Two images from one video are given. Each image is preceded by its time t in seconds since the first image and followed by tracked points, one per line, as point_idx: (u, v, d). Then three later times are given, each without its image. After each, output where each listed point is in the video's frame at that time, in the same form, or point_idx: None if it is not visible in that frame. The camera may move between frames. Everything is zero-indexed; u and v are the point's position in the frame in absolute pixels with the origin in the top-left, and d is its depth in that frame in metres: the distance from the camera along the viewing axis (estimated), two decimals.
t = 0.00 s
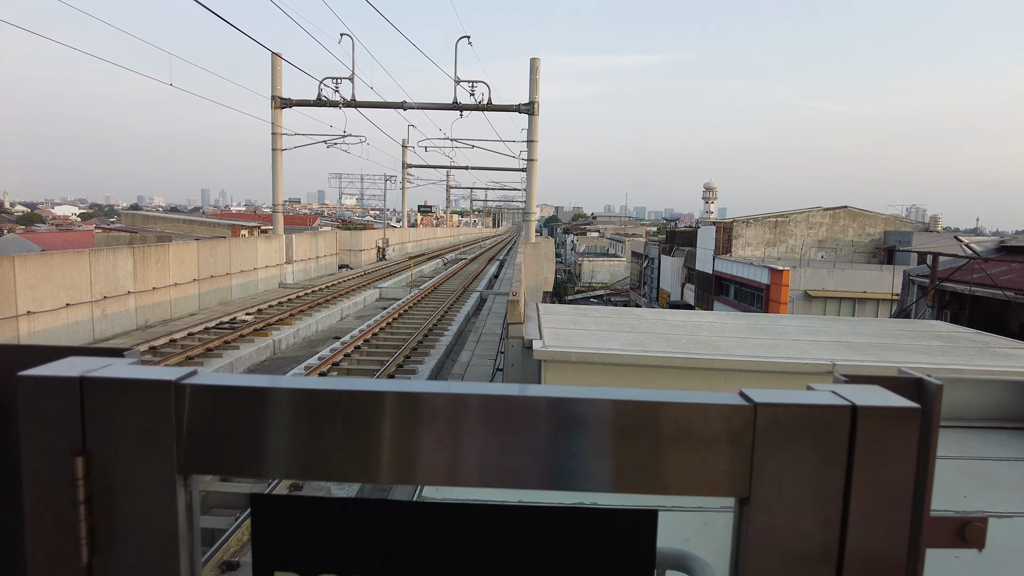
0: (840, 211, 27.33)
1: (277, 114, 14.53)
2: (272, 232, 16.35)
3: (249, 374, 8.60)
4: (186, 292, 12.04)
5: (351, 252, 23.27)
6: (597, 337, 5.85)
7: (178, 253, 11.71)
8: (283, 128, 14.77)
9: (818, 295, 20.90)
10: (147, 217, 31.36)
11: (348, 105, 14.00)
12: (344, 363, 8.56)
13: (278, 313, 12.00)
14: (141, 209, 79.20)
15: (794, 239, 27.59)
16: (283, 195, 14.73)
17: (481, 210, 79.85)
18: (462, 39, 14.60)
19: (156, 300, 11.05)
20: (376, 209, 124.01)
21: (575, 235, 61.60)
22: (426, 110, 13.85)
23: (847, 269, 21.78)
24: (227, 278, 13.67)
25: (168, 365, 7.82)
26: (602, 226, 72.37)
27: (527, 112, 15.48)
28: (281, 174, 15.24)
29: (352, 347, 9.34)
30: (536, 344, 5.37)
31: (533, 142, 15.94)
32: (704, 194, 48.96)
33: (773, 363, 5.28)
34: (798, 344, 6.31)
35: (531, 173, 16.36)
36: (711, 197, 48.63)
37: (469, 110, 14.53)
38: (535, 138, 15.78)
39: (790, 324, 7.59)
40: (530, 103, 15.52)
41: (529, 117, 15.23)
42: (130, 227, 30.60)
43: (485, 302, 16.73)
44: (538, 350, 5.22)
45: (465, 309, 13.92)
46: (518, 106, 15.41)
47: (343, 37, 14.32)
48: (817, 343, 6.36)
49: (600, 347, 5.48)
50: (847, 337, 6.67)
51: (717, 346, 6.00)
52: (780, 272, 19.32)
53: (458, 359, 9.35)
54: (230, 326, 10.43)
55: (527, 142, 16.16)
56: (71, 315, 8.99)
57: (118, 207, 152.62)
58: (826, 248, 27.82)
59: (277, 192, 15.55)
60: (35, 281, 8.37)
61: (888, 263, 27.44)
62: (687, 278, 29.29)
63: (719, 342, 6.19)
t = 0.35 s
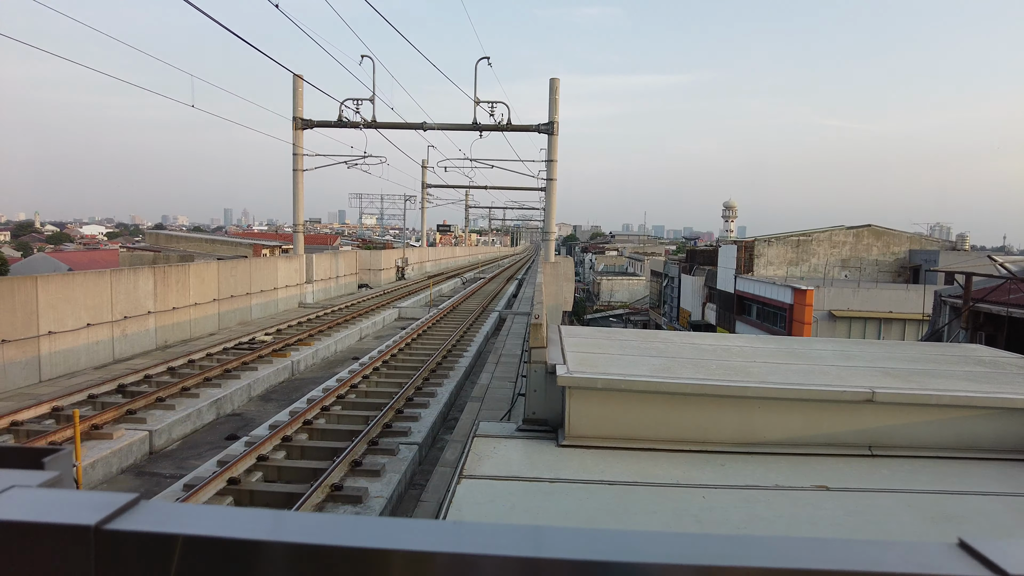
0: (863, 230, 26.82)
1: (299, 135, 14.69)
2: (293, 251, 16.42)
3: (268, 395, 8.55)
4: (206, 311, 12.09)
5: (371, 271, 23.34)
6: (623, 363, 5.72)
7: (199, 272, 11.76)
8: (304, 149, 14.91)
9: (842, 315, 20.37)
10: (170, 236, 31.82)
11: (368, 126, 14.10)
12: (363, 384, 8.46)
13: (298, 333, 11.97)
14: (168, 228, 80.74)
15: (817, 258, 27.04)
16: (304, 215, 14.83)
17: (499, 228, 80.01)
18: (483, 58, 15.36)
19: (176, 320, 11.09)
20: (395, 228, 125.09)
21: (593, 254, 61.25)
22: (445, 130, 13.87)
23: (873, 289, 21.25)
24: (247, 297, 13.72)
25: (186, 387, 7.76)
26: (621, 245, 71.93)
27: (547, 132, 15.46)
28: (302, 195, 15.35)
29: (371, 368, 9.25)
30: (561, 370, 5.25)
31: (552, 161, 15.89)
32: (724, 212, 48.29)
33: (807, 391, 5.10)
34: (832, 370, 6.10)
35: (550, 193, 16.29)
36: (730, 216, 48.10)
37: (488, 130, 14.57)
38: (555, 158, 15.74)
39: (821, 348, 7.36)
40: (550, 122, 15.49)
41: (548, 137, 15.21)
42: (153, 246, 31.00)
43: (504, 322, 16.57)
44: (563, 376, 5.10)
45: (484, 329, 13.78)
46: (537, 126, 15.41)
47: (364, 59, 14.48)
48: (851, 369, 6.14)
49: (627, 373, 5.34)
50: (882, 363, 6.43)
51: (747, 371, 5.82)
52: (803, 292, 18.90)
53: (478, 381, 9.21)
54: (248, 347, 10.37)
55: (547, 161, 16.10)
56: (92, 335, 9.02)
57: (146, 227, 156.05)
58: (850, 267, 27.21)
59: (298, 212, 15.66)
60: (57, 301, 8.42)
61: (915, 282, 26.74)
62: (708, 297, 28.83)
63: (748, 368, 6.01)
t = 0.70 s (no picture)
0: (900, 238, 26.02)
1: (329, 144, 14.82)
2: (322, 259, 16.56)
3: (297, 403, 8.53)
4: (237, 318, 12.21)
5: (400, 279, 23.44)
6: (658, 375, 5.52)
7: (230, 280, 11.88)
8: (334, 158, 15.04)
9: (877, 325, 19.68)
10: (204, 244, 32.51)
11: (397, 135, 14.16)
12: (392, 393, 8.38)
13: (326, 340, 11.98)
14: (201, 236, 82.58)
15: (851, 267, 26.25)
16: (334, 223, 14.94)
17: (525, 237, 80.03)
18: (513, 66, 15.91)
19: (207, 326, 11.20)
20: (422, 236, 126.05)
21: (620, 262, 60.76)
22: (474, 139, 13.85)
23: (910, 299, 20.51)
24: (277, 304, 13.84)
25: (216, 395, 7.79)
26: (649, 253, 71.23)
27: (576, 139, 15.32)
28: (332, 203, 15.46)
29: (399, 377, 9.16)
30: (594, 382, 5.09)
31: (581, 169, 15.73)
32: (754, 219, 47.40)
33: (854, 407, 4.83)
34: (879, 385, 5.80)
35: (579, 200, 16.12)
36: (760, 223, 47.21)
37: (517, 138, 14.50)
38: (584, 165, 15.58)
39: (864, 362, 7.03)
40: (578, 130, 15.37)
41: (577, 145, 15.07)
42: (186, 253, 31.67)
43: (532, 331, 16.39)
44: (596, 389, 4.94)
45: (511, 338, 13.62)
46: (566, 134, 15.28)
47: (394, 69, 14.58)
48: (899, 384, 5.83)
49: (662, 386, 5.15)
50: (932, 378, 6.10)
51: (788, 385, 5.57)
52: (837, 302, 18.33)
53: (507, 391, 9.06)
54: (278, 354, 10.41)
55: (575, 169, 15.96)
56: (125, 342, 9.14)
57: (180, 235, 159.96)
58: (884, 277, 26.35)
59: (328, 221, 15.80)
60: (92, 307, 8.56)
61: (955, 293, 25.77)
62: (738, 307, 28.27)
63: (789, 382, 5.76)
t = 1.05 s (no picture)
0: (940, 240, 25.15)
1: (361, 149, 14.98)
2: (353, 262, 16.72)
3: (329, 406, 8.57)
4: (271, 321, 12.36)
5: (429, 282, 23.53)
6: (695, 383, 5.37)
7: (264, 283, 12.05)
8: (366, 162, 15.18)
9: (916, 330, 18.98)
10: (238, 247, 33.15)
11: (427, 140, 14.23)
12: (423, 398, 8.36)
13: (358, 344, 12.05)
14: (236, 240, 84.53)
15: (888, 270, 25.41)
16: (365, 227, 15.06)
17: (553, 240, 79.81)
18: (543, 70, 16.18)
19: (241, 329, 11.36)
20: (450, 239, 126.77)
21: (649, 265, 60.09)
22: (503, 143, 13.83)
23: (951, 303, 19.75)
24: (310, 307, 13.98)
25: (250, 397, 7.87)
26: (678, 256, 70.31)
27: (606, 142, 15.19)
28: (364, 207, 15.60)
29: (430, 380, 9.14)
30: (630, 389, 4.96)
31: (611, 172, 15.57)
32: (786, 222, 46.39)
33: (903, 417, 4.61)
34: (928, 394, 5.53)
35: (608, 203, 15.96)
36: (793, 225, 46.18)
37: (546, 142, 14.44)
38: (614, 168, 15.42)
39: (910, 369, 6.74)
40: (608, 133, 15.22)
41: (607, 148, 14.94)
42: (223, 256, 32.42)
43: (561, 335, 16.26)
44: (632, 396, 4.82)
45: (541, 342, 13.51)
46: (596, 137, 15.15)
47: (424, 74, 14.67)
48: (950, 394, 5.56)
49: (699, 393, 5.01)
50: (985, 387, 5.80)
51: (832, 394, 5.36)
52: (874, 306, 17.75)
53: (538, 396, 8.96)
54: (310, 357, 10.49)
55: (605, 172, 15.81)
56: (162, 344, 9.32)
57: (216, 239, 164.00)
58: (923, 280, 25.43)
59: (359, 225, 15.94)
60: (131, 311, 8.74)
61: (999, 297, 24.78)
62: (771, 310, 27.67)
63: (833, 390, 5.54)
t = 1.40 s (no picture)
0: (970, 239, 24.48)
1: (382, 151, 15.05)
2: (374, 264, 16.79)
3: (350, 407, 8.60)
4: (293, 322, 12.47)
5: (449, 283, 23.57)
6: (720, 386, 5.26)
7: (286, 284, 12.15)
8: (387, 164, 15.25)
9: (945, 332, 18.46)
10: (262, 249, 33.56)
11: (448, 141, 14.24)
12: (444, 399, 8.34)
13: (379, 344, 12.08)
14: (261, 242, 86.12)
15: (915, 270, 24.78)
16: (386, 228, 15.13)
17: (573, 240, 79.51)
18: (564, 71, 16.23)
19: (264, 330, 11.47)
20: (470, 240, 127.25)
21: (670, 266, 59.52)
22: (523, 143, 13.78)
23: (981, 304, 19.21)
24: (332, 309, 14.08)
25: (273, 398, 7.93)
26: (700, 256, 69.51)
27: (627, 142, 15.05)
28: (384, 209, 15.67)
29: (451, 382, 9.12)
30: (653, 393, 4.87)
31: (632, 172, 15.43)
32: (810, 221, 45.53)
33: (937, 422, 4.45)
34: (962, 400, 5.34)
35: (629, 204, 15.80)
36: (816, 225, 45.33)
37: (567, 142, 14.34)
38: (635, 168, 15.27)
39: (943, 373, 6.53)
40: (630, 132, 15.09)
41: (629, 148, 14.79)
42: (246, 258, 32.84)
43: (582, 336, 16.16)
44: (655, 400, 4.72)
45: (561, 343, 13.42)
46: (617, 136, 15.02)
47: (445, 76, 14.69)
48: (985, 399, 5.36)
49: (724, 397, 4.90)
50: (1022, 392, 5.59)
51: (861, 399, 5.21)
52: (901, 307, 17.29)
53: (559, 398, 8.89)
54: (332, 358, 10.56)
55: (626, 172, 15.66)
56: (186, 345, 9.44)
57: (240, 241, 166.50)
58: (952, 281, 24.75)
59: (380, 227, 16.03)
60: (156, 312, 8.87)
61: None
62: (795, 311, 27.19)
63: (862, 394, 5.38)
